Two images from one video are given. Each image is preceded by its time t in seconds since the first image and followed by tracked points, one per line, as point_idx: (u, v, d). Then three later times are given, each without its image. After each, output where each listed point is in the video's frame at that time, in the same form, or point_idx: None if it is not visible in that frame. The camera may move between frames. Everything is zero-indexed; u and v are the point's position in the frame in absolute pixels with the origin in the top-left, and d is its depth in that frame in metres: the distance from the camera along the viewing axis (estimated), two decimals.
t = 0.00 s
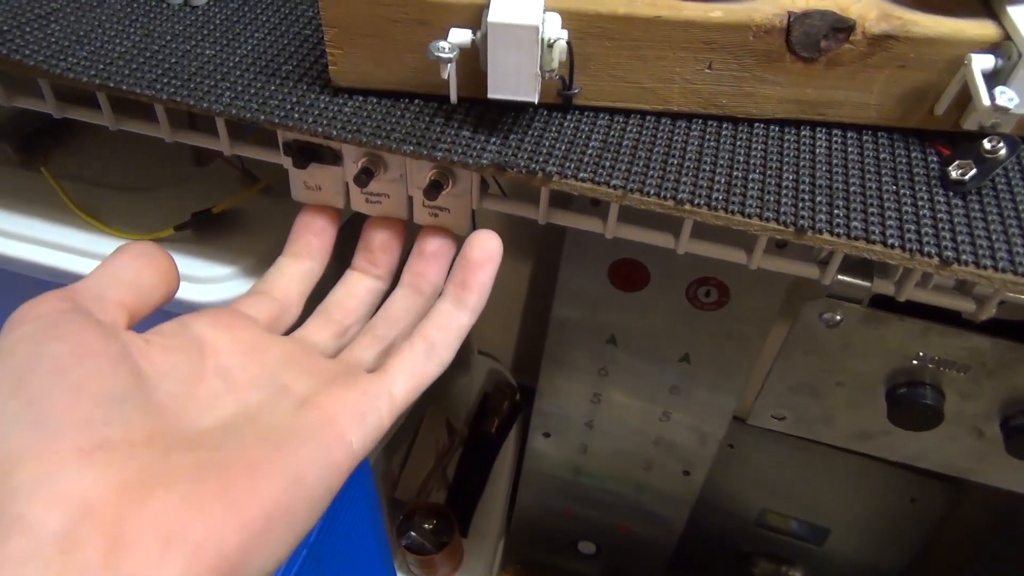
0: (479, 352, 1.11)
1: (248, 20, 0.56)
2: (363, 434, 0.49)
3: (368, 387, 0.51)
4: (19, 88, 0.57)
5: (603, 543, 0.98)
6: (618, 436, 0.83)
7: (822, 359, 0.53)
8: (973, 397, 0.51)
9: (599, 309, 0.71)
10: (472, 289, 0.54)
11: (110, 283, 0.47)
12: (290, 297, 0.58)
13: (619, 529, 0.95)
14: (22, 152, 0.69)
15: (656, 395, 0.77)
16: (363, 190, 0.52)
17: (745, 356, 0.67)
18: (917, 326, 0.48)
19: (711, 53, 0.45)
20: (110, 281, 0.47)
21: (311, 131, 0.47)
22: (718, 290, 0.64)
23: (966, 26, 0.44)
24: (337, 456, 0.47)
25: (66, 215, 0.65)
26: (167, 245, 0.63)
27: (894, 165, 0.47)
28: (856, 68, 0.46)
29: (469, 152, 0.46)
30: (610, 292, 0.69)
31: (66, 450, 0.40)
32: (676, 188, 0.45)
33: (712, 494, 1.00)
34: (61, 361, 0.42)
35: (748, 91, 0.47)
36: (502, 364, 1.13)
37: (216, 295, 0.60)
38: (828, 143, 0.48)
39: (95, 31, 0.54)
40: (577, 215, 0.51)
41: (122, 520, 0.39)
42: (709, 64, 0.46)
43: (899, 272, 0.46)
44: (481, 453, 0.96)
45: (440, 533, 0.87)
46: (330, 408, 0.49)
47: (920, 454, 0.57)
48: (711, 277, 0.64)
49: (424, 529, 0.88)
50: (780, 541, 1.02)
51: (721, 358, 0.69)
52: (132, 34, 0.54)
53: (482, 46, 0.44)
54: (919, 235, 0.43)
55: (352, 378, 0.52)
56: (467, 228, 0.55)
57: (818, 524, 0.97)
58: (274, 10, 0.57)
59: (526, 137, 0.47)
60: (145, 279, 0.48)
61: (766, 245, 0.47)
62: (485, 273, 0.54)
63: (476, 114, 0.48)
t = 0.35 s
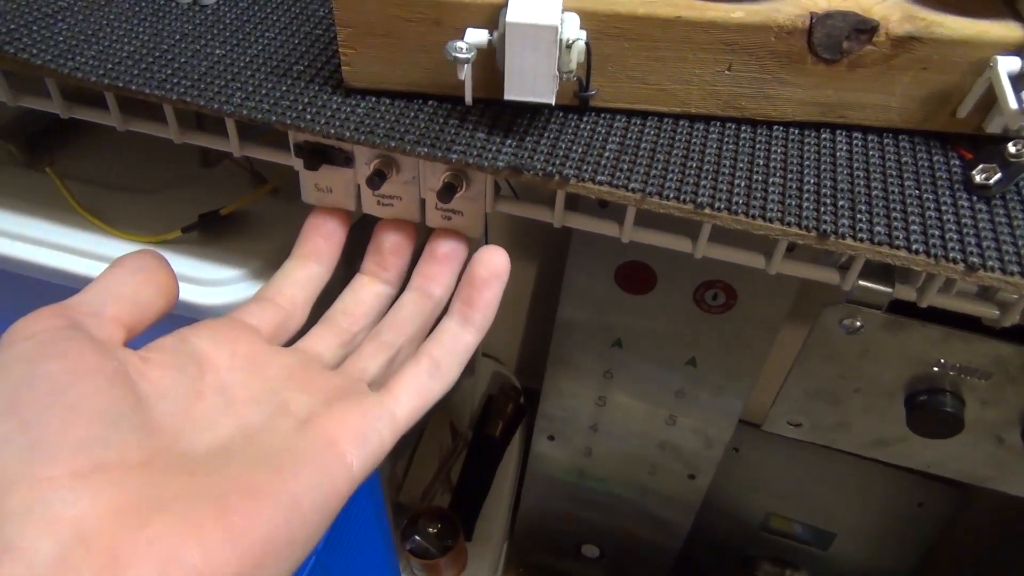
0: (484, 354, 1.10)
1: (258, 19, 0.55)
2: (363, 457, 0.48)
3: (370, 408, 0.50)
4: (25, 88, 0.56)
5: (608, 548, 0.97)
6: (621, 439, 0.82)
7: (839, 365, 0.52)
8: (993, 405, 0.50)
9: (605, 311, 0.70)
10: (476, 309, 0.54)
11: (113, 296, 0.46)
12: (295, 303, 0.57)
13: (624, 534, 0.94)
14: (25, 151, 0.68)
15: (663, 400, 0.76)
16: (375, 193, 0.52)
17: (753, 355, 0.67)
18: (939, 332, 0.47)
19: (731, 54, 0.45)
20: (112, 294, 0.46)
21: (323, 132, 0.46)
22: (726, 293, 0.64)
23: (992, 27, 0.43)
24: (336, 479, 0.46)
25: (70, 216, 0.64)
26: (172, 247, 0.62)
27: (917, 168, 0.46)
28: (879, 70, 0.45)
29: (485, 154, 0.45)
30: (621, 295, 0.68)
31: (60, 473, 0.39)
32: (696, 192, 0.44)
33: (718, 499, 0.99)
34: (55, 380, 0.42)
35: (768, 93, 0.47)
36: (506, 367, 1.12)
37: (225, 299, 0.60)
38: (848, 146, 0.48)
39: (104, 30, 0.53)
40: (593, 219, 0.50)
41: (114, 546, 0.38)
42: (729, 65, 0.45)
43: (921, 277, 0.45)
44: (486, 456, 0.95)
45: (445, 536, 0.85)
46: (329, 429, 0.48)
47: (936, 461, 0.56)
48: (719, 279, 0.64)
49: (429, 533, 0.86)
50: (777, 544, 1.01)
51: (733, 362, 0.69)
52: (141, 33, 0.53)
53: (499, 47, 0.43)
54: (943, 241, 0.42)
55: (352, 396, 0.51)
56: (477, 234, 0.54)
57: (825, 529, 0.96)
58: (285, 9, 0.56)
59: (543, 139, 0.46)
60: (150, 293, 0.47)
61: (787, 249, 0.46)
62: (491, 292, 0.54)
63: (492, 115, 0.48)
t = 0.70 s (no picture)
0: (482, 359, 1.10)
1: (254, 33, 0.55)
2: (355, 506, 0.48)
3: (360, 450, 0.50)
4: (23, 101, 0.57)
5: (607, 551, 0.97)
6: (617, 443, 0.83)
7: (831, 373, 0.53)
8: (983, 412, 0.50)
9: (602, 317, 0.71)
10: (473, 359, 0.54)
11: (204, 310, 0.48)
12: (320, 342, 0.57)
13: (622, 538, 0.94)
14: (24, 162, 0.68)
15: (659, 405, 0.77)
16: (369, 206, 0.52)
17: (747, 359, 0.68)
18: (928, 342, 0.48)
19: (721, 68, 0.45)
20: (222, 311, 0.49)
21: (318, 147, 0.46)
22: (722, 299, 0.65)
23: (979, 41, 0.44)
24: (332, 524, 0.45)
25: (68, 227, 0.64)
26: (170, 258, 0.63)
27: (905, 180, 0.47)
28: (868, 83, 0.45)
29: (477, 168, 0.46)
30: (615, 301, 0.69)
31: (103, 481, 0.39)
32: (687, 204, 0.44)
33: (716, 501, 0.99)
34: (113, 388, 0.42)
35: (758, 105, 0.47)
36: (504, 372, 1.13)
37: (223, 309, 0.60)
38: (838, 158, 0.48)
39: (100, 45, 0.53)
40: (585, 230, 0.50)
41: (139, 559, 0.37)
42: (720, 79, 0.46)
43: (910, 288, 0.45)
44: (484, 461, 0.95)
45: (443, 542, 0.84)
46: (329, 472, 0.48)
47: (929, 467, 0.56)
48: (714, 284, 0.64)
49: (427, 538, 0.85)
50: (777, 547, 1.02)
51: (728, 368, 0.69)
52: (137, 47, 0.53)
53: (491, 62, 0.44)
54: (931, 253, 0.43)
55: (345, 436, 0.51)
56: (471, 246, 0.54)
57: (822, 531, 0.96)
58: (280, 23, 0.57)
59: (535, 152, 0.47)
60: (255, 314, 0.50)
61: (777, 261, 0.47)
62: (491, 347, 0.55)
63: (485, 129, 0.48)
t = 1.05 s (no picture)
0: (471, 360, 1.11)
1: (227, 32, 0.56)
2: None
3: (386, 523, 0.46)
4: None
5: (600, 553, 0.97)
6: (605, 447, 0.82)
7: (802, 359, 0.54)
8: (954, 394, 0.51)
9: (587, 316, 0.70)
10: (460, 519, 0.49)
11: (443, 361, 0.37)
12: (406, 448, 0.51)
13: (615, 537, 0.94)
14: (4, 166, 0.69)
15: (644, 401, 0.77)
16: (343, 200, 0.52)
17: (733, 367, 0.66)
18: (895, 325, 0.49)
19: (686, 58, 0.46)
20: (473, 260, 0.41)
21: (289, 140, 0.47)
22: (707, 296, 0.64)
23: (939, 27, 0.44)
24: None
25: (49, 228, 0.65)
26: (150, 257, 0.63)
27: (870, 166, 0.47)
28: (831, 71, 0.46)
29: (447, 160, 0.46)
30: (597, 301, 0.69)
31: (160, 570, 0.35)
32: (653, 192, 0.45)
33: (706, 498, 1.00)
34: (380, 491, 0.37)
35: (724, 95, 0.48)
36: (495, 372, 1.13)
37: (203, 308, 0.60)
38: (804, 145, 0.49)
39: (74, 45, 0.54)
40: (556, 220, 0.51)
41: None
42: (685, 69, 0.46)
43: (875, 271, 0.46)
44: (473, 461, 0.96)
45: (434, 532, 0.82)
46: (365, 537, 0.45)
47: (905, 453, 0.57)
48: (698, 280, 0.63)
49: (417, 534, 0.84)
50: (773, 544, 1.02)
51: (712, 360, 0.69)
52: (111, 47, 0.54)
53: (457, 55, 0.44)
54: (894, 236, 0.43)
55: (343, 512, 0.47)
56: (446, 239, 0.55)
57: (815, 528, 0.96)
58: (254, 22, 0.57)
59: (504, 143, 0.47)
60: (481, 508, 0.41)
61: (744, 246, 0.47)
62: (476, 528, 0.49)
63: (454, 122, 0.49)
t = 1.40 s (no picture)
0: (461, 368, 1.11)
1: (209, 37, 0.57)
2: None
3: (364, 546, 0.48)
4: None
5: (598, 560, 0.95)
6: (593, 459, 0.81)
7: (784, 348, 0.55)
8: (934, 376, 0.52)
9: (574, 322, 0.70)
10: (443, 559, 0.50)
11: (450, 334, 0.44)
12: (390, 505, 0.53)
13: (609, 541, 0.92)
14: None
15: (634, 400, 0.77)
16: (327, 199, 0.53)
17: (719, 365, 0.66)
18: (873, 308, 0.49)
19: (660, 50, 0.47)
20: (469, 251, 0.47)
21: (271, 140, 0.47)
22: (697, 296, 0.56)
23: (906, 14, 0.45)
24: None
25: (35, 238, 0.65)
26: (136, 264, 0.63)
27: (844, 152, 0.48)
28: (802, 60, 0.47)
29: (427, 155, 0.47)
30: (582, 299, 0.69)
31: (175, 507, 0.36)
32: (631, 181, 0.46)
33: (699, 499, 1.00)
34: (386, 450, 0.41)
35: (699, 86, 0.49)
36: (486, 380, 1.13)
37: (190, 313, 0.61)
38: (778, 134, 0.50)
39: (57, 52, 0.54)
40: (538, 214, 0.51)
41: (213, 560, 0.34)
42: (659, 60, 0.47)
43: (852, 256, 0.47)
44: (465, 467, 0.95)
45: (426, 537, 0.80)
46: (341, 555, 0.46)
47: (891, 440, 0.57)
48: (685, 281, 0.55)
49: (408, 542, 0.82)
50: (767, 545, 1.02)
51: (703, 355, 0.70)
52: (94, 54, 0.54)
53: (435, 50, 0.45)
54: (868, 218, 0.44)
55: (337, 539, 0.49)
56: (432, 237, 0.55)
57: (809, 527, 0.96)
58: (235, 27, 0.58)
59: (483, 138, 0.48)
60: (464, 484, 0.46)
61: (724, 235, 0.48)
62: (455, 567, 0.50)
63: (434, 118, 0.49)
